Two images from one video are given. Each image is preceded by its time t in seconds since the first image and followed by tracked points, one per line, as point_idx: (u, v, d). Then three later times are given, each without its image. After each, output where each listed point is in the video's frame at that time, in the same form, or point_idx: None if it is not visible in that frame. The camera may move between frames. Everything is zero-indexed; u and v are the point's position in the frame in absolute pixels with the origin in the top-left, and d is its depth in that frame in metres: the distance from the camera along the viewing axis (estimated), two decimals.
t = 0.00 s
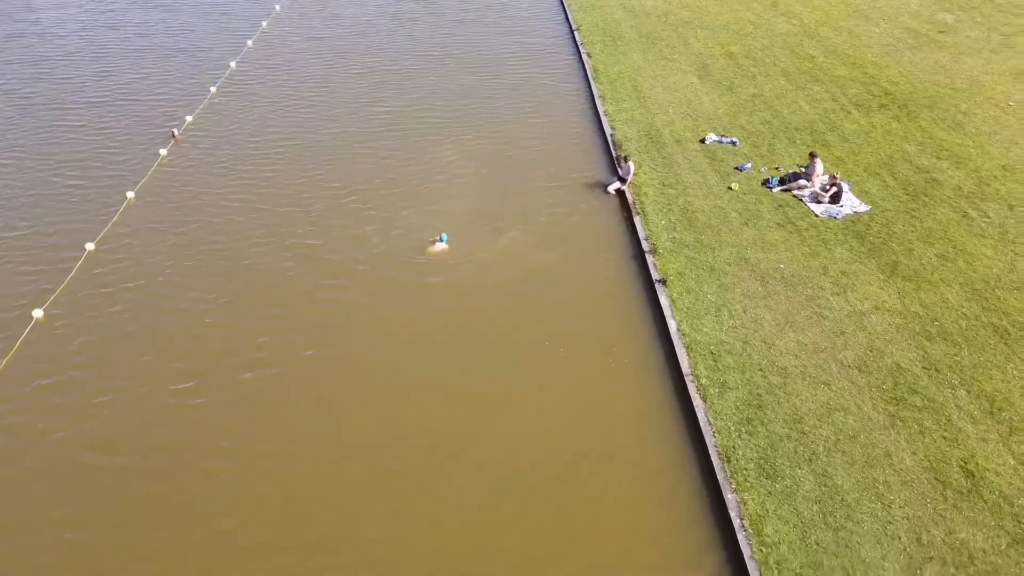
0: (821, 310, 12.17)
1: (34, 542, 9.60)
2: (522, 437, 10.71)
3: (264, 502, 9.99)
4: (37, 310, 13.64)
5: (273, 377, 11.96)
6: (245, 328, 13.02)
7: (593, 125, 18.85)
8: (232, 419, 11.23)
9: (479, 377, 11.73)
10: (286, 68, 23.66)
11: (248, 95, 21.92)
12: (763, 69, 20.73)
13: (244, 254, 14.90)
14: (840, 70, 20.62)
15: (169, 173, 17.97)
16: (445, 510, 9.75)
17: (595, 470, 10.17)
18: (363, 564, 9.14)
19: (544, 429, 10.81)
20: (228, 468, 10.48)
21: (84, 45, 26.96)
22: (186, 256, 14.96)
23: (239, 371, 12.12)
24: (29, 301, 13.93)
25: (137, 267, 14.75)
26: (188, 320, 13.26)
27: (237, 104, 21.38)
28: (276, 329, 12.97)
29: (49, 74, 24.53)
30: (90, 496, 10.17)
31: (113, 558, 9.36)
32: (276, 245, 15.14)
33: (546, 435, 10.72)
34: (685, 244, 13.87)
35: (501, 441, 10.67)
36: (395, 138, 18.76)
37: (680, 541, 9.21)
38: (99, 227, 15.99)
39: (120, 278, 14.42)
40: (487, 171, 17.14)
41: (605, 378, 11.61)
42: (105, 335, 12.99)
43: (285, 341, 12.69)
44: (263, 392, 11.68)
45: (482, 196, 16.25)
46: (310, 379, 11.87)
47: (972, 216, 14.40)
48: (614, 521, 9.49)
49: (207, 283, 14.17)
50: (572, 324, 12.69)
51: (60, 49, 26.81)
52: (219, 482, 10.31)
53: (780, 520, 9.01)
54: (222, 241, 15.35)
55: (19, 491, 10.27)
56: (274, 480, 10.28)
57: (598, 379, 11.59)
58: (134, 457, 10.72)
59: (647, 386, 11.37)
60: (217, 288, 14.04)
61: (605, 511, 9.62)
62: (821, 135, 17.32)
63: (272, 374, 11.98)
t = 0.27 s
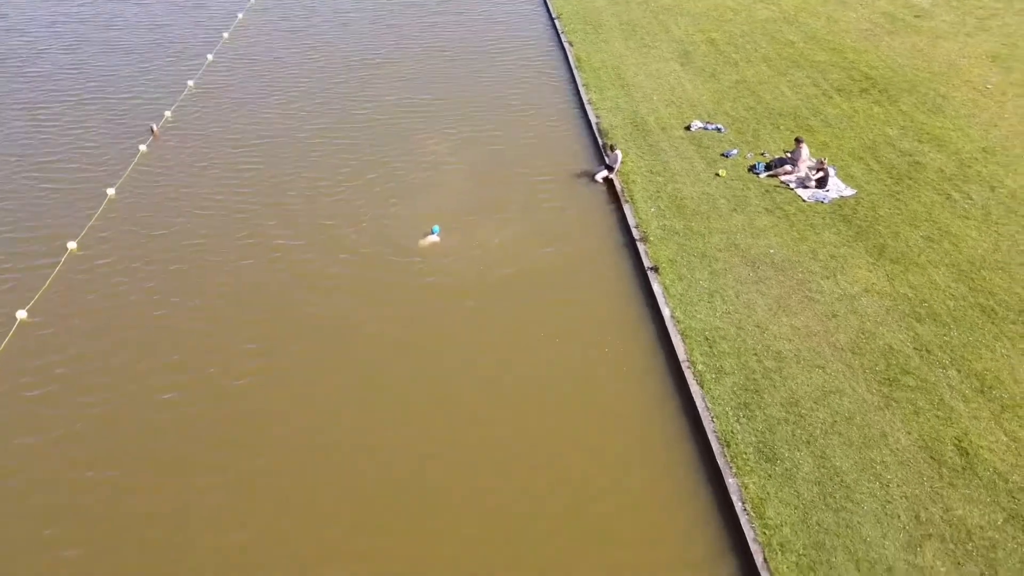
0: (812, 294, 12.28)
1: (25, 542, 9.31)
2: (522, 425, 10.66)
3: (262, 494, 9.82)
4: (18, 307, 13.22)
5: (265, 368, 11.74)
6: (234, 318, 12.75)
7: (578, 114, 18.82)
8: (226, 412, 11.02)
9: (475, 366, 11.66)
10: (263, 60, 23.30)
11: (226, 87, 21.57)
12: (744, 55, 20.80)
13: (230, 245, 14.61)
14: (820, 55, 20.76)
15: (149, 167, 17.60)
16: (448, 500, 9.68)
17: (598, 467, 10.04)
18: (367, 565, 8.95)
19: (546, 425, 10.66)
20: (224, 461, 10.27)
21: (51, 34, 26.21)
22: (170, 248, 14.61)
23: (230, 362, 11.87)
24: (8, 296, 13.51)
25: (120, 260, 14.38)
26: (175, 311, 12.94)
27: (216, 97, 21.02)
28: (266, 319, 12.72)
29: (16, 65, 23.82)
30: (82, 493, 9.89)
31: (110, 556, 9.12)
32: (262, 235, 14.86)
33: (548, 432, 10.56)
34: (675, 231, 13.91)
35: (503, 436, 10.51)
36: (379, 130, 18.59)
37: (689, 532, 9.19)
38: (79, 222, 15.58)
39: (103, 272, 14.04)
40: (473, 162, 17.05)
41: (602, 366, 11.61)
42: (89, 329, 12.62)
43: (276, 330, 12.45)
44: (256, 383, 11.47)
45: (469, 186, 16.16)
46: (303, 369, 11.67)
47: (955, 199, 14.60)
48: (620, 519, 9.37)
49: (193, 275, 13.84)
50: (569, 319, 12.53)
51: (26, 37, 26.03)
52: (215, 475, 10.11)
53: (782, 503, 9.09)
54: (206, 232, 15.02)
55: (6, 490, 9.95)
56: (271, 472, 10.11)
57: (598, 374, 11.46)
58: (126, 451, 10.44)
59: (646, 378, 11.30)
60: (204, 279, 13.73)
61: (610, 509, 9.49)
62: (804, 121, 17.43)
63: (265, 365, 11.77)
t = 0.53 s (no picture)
0: (805, 280, 12.37)
1: (23, 547, 9.16)
2: (521, 417, 10.66)
3: (263, 492, 9.74)
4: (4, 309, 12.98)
5: (261, 365, 11.64)
6: (227, 315, 12.61)
7: (565, 104, 18.77)
8: (223, 410, 10.90)
9: (473, 359, 11.63)
10: (244, 53, 22.98)
11: (208, 81, 21.26)
12: (729, 43, 20.85)
13: (219, 242, 14.43)
14: (804, 42, 20.86)
15: (132, 163, 17.33)
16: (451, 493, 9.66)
17: (601, 460, 10.00)
18: (372, 563, 8.88)
19: (547, 419, 10.61)
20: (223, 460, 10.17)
21: (24, 28, 25.65)
22: (158, 246, 14.41)
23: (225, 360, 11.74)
24: None
25: (107, 259, 14.16)
26: (166, 310, 12.77)
27: (198, 91, 20.72)
28: (260, 316, 12.60)
29: None
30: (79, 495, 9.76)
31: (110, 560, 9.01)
32: (251, 231, 14.70)
33: (549, 425, 10.53)
34: (668, 219, 13.94)
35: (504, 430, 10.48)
36: (366, 123, 18.43)
37: (692, 518, 9.24)
38: (63, 221, 15.32)
39: (90, 271, 13.83)
40: (462, 154, 16.96)
41: (599, 355, 11.62)
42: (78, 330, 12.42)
43: (269, 327, 12.34)
44: (252, 380, 11.36)
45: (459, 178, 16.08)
46: (300, 366, 11.58)
47: (942, 183, 14.75)
48: (623, 510, 9.38)
49: (184, 273, 13.64)
50: (565, 311, 12.49)
51: None
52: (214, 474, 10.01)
53: (784, 487, 9.18)
54: (194, 228, 14.82)
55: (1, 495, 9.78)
56: (271, 470, 10.03)
57: (597, 366, 11.43)
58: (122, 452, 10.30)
59: (644, 367, 11.33)
60: (194, 276, 13.56)
61: (614, 501, 9.47)
62: (791, 108, 17.51)
63: (261, 363, 11.66)
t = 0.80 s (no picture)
0: (801, 268, 12.42)
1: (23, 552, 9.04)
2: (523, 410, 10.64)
3: (266, 490, 9.67)
4: None
5: (259, 363, 11.55)
6: (222, 313, 12.50)
7: (556, 95, 18.72)
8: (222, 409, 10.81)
9: (472, 353, 11.59)
10: (229, 47, 22.72)
11: (194, 76, 21.00)
12: (717, 33, 20.86)
13: (211, 239, 14.29)
14: (792, 32, 20.90)
15: (120, 161, 17.10)
16: (455, 487, 9.64)
17: (605, 453, 10.00)
18: (378, 559, 8.84)
19: (549, 413, 10.58)
20: (224, 459, 10.09)
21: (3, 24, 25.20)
22: (149, 244, 14.24)
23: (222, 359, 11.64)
24: None
25: (98, 258, 13.97)
26: (161, 309, 12.63)
27: (183, 86, 20.46)
28: (256, 313, 12.50)
29: None
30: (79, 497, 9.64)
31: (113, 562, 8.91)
32: (244, 228, 14.56)
33: (551, 418, 10.51)
34: (663, 210, 13.95)
35: (506, 423, 10.45)
36: (355, 117, 18.29)
37: (697, 508, 9.28)
38: (51, 221, 15.10)
39: (81, 271, 13.64)
40: (454, 146, 16.87)
41: (599, 347, 11.61)
42: (72, 331, 12.26)
43: (266, 324, 12.25)
44: (250, 378, 11.28)
45: (452, 171, 16.00)
46: (298, 364, 11.50)
47: (933, 170, 14.86)
48: (628, 501, 9.40)
49: (177, 271, 13.49)
50: (564, 305, 12.44)
51: None
52: (215, 473, 9.93)
53: (787, 475, 9.23)
54: (186, 226, 14.66)
55: None
56: (273, 468, 9.95)
57: (597, 359, 11.41)
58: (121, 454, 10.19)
59: (644, 358, 11.35)
60: (187, 275, 13.41)
61: (619, 495, 9.48)
62: (781, 97, 17.55)
63: (259, 361, 11.57)
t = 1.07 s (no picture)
0: (786, 251, 12.55)
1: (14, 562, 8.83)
2: (518, 401, 10.64)
3: (262, 490, 9.56)
4: None
5: (248, 362, 11.40)
6: (208, 314, 12.32)
7: (534, 84, 18.66)
8: (212, 410, 10.65)
9: (463, 346, 11.56)
10: (199, 41, 22.28)
11: (164, 71, 20.57)
12: (692, 19, 20.92)
13: (192, 239, 14.05)
14: (765, 16, 21.04)
15: (92, 160, 16.72)
16: (454, 480, 9.61)
17: (602, 442, 10.03)
18: (380, 555, 8.79)
19: (544, 403, 10.59)
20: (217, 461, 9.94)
21: None
22: (128, 245, 13.96)
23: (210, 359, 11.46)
24: None
25: (75, 260, 13.66)
26: (144, 311, 12.40)
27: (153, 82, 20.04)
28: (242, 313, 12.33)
29: None
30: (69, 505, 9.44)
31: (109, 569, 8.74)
32: (224, 226, 14.34)
33: (546, 408, 10.52)
34: (647, 196, 13.99)
35: (501, 415, 10.44)
36: (332, 111, 18.08)
37: (695, 492, 9.37)
38: (24, 223, 14.73)
39: (58, 274, 13.33)
40: (434, 138, 16.76)
41: (590, 336, 11.64)
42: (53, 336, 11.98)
43: (253, 323, 12.09)
44: (240, 378, 11.13)
45: (434, 163, 15.89)
46: (288, 362, 11.38)
47: (909, 151, 15.08)
48: (627, 488, 9.45)
49: (159, 272, 13.25)
50: (552, 296, 12.43)
51: None
52: (209, 475, 9.78)
53: (784, 456, 9.34)
54: (165, 226, 14.40)
55: None
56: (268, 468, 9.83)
57: (589, 348, 11.43)
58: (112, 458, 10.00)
59: (636, 345, 11.39)
60: (169, 275, 13.18)
61: (618, 484, 9.50)
62: (758, 82, 17.67)
63: (248, 360, 11.42)
